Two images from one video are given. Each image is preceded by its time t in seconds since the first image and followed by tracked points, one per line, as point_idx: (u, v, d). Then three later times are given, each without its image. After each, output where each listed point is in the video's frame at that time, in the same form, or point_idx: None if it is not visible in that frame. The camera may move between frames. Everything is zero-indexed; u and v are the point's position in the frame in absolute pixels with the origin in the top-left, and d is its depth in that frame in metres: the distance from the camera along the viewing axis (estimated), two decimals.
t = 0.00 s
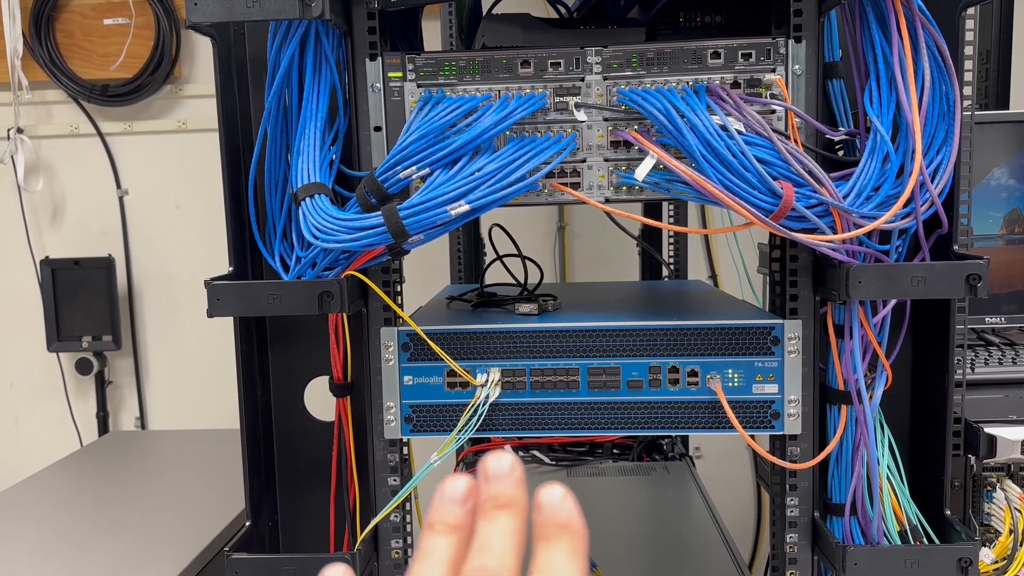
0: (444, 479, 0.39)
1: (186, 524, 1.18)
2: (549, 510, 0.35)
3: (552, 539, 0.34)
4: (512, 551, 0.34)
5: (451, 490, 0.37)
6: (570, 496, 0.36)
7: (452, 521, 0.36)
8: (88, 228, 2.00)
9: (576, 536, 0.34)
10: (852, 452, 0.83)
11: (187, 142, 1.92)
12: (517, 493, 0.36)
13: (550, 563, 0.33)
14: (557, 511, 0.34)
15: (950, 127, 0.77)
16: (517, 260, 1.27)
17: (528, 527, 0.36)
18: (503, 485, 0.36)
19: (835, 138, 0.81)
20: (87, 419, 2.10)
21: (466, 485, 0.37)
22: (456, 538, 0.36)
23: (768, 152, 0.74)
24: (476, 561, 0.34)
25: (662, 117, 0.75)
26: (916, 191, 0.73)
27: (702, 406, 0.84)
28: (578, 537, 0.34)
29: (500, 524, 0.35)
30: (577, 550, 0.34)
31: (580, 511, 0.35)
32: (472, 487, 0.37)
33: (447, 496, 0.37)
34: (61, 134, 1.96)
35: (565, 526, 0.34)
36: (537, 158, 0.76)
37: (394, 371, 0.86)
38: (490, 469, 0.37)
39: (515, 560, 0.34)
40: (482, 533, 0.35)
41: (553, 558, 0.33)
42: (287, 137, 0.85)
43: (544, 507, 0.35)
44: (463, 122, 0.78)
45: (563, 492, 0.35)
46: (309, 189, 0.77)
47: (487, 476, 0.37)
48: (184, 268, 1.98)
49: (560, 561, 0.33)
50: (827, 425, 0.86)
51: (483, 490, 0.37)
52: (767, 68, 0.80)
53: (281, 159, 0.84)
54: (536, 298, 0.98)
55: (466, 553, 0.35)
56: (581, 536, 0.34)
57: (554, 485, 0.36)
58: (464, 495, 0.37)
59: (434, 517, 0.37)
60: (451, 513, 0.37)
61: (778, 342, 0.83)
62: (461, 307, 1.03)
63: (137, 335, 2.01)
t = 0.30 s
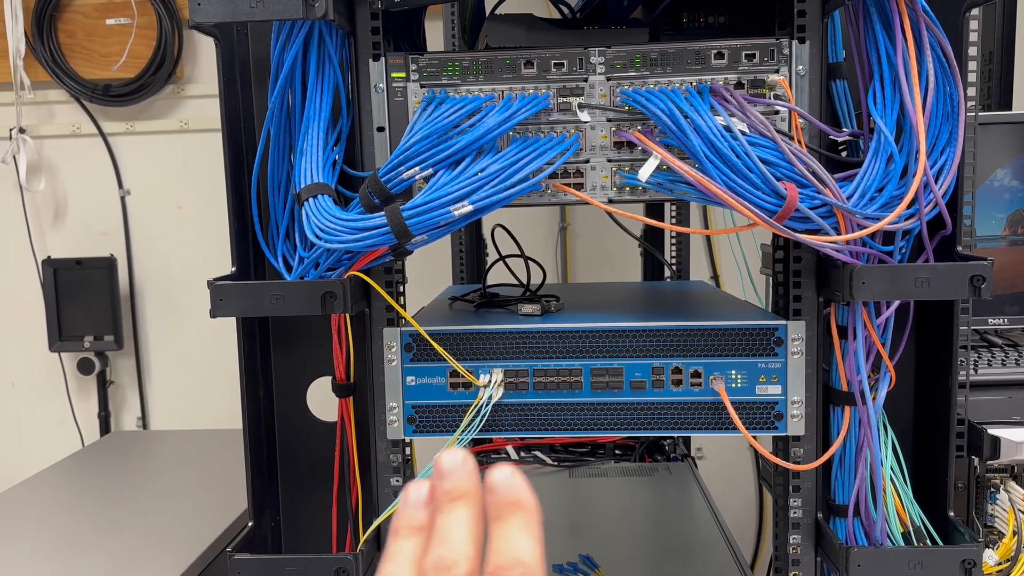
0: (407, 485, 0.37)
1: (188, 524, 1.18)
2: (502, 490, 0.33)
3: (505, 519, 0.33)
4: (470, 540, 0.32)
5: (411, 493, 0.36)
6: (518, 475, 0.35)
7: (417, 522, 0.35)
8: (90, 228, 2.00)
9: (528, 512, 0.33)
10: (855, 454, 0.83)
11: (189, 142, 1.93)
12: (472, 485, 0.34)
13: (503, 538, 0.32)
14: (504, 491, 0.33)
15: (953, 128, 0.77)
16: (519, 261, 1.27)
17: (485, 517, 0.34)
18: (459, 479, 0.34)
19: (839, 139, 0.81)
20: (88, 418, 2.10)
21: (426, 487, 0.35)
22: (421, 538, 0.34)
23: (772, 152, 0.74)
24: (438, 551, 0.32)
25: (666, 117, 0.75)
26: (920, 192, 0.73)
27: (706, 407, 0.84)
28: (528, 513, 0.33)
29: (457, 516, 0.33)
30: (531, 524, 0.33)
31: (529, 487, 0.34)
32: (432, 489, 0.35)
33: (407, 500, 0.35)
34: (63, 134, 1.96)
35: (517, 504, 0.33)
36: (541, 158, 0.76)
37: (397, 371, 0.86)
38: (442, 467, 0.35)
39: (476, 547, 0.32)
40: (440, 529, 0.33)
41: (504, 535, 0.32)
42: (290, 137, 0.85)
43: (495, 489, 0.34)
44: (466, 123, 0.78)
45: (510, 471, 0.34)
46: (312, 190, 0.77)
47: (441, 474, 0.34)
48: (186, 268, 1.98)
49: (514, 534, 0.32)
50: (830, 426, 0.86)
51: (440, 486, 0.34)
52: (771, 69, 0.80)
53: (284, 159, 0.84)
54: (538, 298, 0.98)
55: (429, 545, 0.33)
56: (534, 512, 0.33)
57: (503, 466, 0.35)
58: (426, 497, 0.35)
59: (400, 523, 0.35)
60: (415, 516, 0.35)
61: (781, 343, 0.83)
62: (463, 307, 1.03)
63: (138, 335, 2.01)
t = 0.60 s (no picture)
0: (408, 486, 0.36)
1: (188, 525, 1.18)
2: (501, 489, 0.33)
3: (506, 518, 0.32)
4: (473, 540, 0.31)
5: (412, 493, 0.35)
6: (518, 474, 0.34)
7: (418, 523, 0.34)
8: (90, 228, 2.00)
9: (529, 511, 0.33)
10: (856, 455, 0.83)
11: (189, 142, 1.93)
12: (475, 484, 0.33)
13: (503, 539, 0.32)
14: (505, 489, 0.33)
15: (955, 129, 0.76)
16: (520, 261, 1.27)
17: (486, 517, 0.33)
18: (461, 478, 0.33)
19: (839, 140, 0.81)
20: (88, 419, 2.10)
21: (428, 487, 0.35)
22: (424, 538, 0.33)
23: (773, 153, 0.74)
24: (440, 552, 0.31)
25: (667, 118, 0.75)
26: (921, 193, 0.73)
27: (706, 409, 0.84)
28: (528, 513, 0.33)
29: (459, 517, 0.32)
30: (529, 524, 0.32)
31: (528, 486, 0.34)
32: (434, 489, 0.34)
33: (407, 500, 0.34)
34: (63, 134, 1.96)
35: (516, 503, 0.33)
36: (541, 159, 0.76)
37: (397, 372, 0.85)
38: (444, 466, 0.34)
39: (478, 548, 0.31)
40: (442, 528, 0.32)
41: (504, 535, 0.32)
42: (290, 138, 0.85)
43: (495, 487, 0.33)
44: (467, 124, 0.78)
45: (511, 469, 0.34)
46: (312, 190, 0.77)
47: (444, 473, 0.34)
48: (186, 269, 1.98)
49: (513, 534, 0.32)
50: (830, 428, 0.86)
51: (442, 486, 0.34)
52: (772, 70, 0.80)
53: (284, 159, 0.84)
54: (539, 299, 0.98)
55: (431, 546, 0.32)
56: (534, 511, 0.33)
57: (503, 464, 0.34)
58: (428, 496, 0.35)
59: (401, 522, 0.34)
60: (416, 517, 0.34)
61: (782, 344, 0.83)
62: (464, 308, 1.03)
63: (138, 335, 2.01)
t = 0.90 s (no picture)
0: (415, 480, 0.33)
1: (185, 526, 1.18)
2: (509, 485, 0.31)
3: (513, 516, 0.30)
4: (482, 538, 0.29)
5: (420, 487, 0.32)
6: (528, 472, 0.32)
7: (428, 517, 0.31)
8: (88, 229, 2.00)
9: (538, 510, 0.30)
10: (854, 457, 0.83)
11: (188, 143, 1.92)
12: (484, 479, 0.31)
13: (511, 537, 0.29)
14: (516, 486, 0.31)
15: (953, 131, 0.76)
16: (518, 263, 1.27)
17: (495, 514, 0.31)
18: (470, 474, 0.31)
19: (837, 142, 0.81)
20: (87, 420, 2.10)
21: (437, 482, 0.32)
22: (432, 534, 0.31)
23: (771, 155, 0.74)
24: (447, 550, 0.29)
25: (665, 120, 0.75)
26: (920, 195, 0.72)
27: (704, 411, 0.84)
28: (538, 511, 0.31)
29: (468, 513, 0.30)
30: (539, 522, 0.30)
31: (538, 484, 0.32)
32: (443, 484, 0.32)
33: (419, 492, 0.32)
34: (61, 134, 1.96)
35: (525, 501, 0.30)
36: (539, 161, 0.75)
37: (394, 374, 0.85)
38: (455, 459, 0.32)
39: (486, 546, 0.29)
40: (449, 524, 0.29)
41: (514, 534, 0.29)
42: (288, 139, 0.85)
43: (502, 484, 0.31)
44: (465, 125, 0.78)
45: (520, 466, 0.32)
46: (309, 192, 0.77)
47: (453, 468, 0.31)
48: (184, 269, 1.98)
49: (522, 533, 0.29)
50: (829, 430, 0.86)
51: (451, 481, 0.31)
52: (770, 72, 0.80)
53: (282, 161, 0.84)
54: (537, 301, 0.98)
55: (439, 543, 0.29)
56: (543, 509, 0.31)
57: (512, 461, 0.32)
58: (437, 491, 0.32)
59: (409, 517, 0.31)
60: (425, 511, 0.31)
61: (780, 346, 0.83)
62: (462, 309, 1.03)
63: (136, 336, 2.01)
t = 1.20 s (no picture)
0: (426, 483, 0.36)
1: (181, 527, 1.17)
2: (521, 485, 0.33)
3: (524, 516, 0.32)
4: (494, 537, 0.31)
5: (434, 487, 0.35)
6: (536, 473, 0.35)
7: (440, 516, 0.33)
8: (85, 229, 1.99)
9: (547, 509, 0.33)
10: (852, 459, 0.83)
11: (185, 143, 1.92)
12: (497, 479, 0.34)
13: (522, 535, 0.31)
14: (530, 484, 0.33)
15: (951, 132, 0.76)
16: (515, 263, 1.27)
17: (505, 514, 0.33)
18: (483, 473, 0.34)
19: (835, 142, 0.81)
20: (83, 420, 2.09)
21: (449, 481, 0.35)
22: (445, 533, 0.33)
23: (768, 156, 0.74)
24: (460, 547, 0.31)
25: (662, 120, 0.75)
26: (917, 195, 0.72)
27: (702, 412, 0.83)
28: (550, 513, 0.33)
29: (481, 512, 0.32)
30: (550, 522, 0.32)
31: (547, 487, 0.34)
32: (455, 481, 0.34)
33: (431, 491, 0.34)
34: (58, 135, 1.95)
35: (537, 501, 0.33)
36: (536, 161, 0.75)
37: (390, 375, 0.85)
38: (469, 460, 0.35)
39: (498, 544, 0.31)
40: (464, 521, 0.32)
41: (526, 534, 0.32)
42: (284, 139, 0.84)
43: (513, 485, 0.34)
44: (461, 125, 0.77)
45: (530, 467, 0.34)
46: (305, 192, 0.77)
47: (465, 467, 0.34)
48: (182, 270, 1.97)
49: (533, 533, 0.31)
50: (826, 431, 0.86)
51: (464, 480, 0.34)
52: (767, 71, 0.79)
53: (278, 161, 0.84)
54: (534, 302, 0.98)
55: (451, 541, 0.32)
56: (553, 510, 0.33)
57: (521, 464, 0.35)
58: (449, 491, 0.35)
59: (422, 515, 0.33)
60: (437, 510, 0.33)
61: (777, 347, 0.83)
62: (459, 310, 1.03)
63: (133, 337, 2.00)
